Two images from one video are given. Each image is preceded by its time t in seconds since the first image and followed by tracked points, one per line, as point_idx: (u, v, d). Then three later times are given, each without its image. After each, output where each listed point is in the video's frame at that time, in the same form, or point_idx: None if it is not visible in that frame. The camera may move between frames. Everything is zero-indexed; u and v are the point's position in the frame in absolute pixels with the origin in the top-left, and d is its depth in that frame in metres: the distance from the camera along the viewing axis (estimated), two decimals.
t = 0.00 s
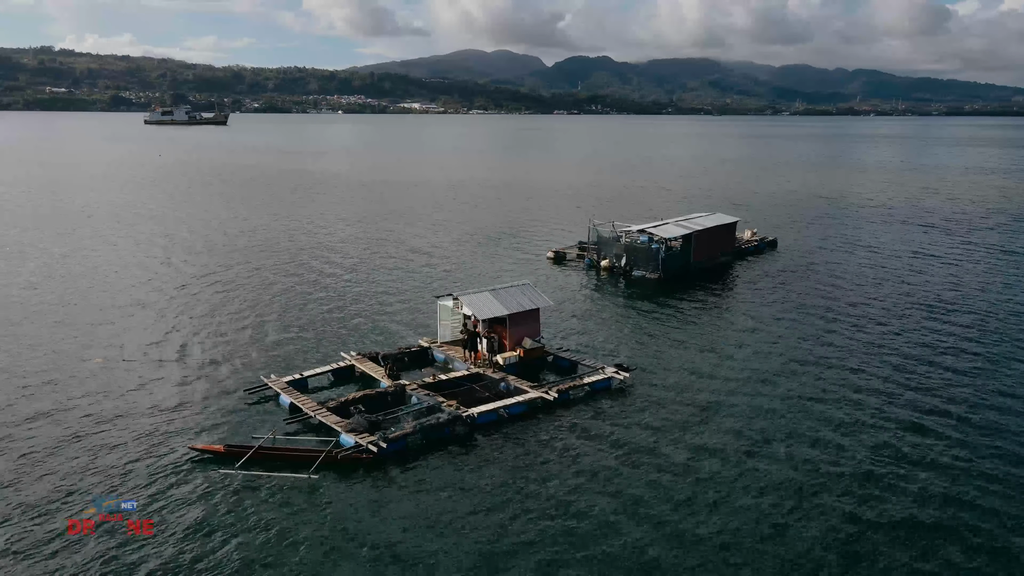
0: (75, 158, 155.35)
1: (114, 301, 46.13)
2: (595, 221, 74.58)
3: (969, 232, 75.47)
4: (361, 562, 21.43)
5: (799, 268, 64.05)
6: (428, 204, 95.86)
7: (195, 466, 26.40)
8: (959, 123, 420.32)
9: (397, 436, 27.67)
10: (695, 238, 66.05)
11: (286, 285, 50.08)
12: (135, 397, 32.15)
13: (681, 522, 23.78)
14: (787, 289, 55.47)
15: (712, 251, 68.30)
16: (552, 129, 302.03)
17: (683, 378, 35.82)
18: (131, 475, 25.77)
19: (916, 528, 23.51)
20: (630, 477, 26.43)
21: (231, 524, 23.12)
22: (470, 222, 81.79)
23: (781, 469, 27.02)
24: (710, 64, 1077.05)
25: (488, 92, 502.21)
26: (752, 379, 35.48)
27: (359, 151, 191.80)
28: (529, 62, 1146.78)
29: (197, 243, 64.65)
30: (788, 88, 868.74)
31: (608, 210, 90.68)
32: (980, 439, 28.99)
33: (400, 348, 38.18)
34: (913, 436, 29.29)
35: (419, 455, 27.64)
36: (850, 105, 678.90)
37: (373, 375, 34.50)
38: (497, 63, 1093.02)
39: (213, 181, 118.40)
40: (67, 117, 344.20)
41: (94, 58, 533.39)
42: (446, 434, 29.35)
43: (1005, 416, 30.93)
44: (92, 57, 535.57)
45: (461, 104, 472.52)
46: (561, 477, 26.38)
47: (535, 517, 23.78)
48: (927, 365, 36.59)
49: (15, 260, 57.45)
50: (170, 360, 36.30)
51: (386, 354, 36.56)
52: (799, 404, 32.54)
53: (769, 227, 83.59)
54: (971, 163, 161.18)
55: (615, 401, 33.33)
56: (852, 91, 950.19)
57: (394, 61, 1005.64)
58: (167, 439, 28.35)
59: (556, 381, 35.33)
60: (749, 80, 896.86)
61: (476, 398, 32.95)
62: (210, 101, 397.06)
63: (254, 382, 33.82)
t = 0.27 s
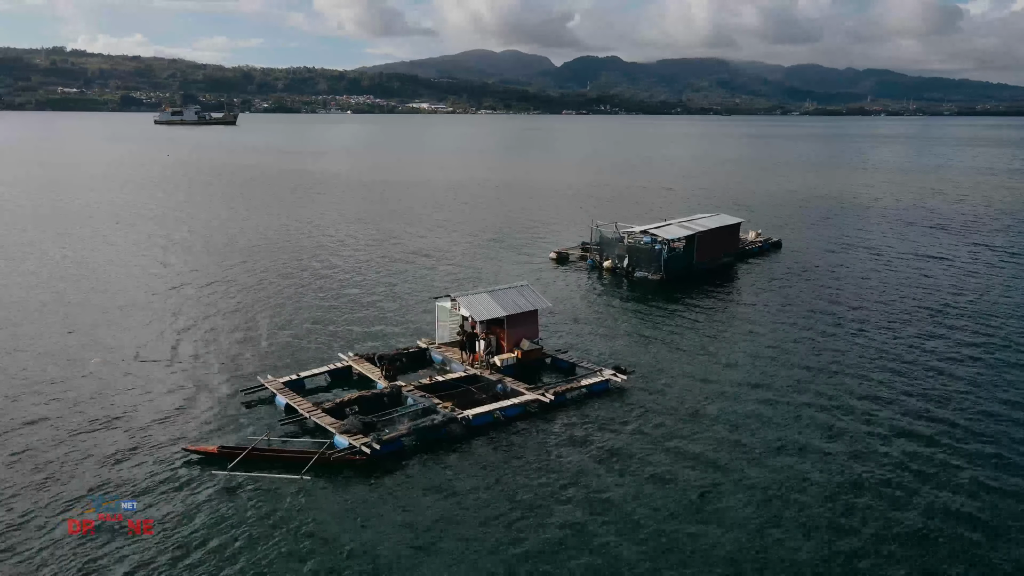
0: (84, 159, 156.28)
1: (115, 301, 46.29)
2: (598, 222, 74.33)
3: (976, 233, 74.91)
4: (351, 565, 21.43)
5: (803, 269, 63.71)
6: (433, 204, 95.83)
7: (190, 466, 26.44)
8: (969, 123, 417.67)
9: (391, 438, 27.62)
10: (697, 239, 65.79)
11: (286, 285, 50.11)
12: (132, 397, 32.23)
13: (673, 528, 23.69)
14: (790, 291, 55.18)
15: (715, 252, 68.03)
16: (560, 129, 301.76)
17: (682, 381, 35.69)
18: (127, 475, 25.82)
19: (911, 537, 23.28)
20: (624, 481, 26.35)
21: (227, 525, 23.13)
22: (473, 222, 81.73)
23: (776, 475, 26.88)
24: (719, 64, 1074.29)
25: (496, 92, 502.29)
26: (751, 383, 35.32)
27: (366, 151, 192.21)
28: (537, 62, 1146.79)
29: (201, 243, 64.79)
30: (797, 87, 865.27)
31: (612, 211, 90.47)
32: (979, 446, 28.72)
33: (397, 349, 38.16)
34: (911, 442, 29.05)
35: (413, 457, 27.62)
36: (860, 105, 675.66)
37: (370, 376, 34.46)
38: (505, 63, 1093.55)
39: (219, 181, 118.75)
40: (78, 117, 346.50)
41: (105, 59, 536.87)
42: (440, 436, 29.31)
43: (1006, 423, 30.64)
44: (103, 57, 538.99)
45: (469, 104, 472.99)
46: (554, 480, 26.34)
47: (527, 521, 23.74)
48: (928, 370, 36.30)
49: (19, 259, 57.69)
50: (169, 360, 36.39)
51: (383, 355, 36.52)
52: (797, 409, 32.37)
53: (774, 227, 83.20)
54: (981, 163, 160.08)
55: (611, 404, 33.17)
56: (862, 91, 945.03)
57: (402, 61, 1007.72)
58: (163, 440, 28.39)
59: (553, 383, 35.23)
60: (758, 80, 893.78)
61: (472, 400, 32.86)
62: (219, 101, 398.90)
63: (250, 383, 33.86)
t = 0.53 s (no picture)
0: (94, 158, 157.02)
1: (117, 300, 46.41)
2: (602, 223, 74.02)
3: (983, 235, 74.30)
4: (340, 569, 21.33)
5: (806, 271, 63.33)
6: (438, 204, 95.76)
7: (185, 467, 26.44)
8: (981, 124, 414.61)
9: (384, 440, 27.56)
10: (701, 240, 65.47)
11: (288, 285, 50.17)
12: (129, 397, 32.28)
13: (664, 533, 23.49)
14: (792, 293, 54.83)
15: (719, 253, 67.68)
16: (567, 129, 301.35)
17: (679, 383, 35.47)
18: (123, 475, 25.86)
19: (906, 546, 22.97)
20: (617, 485, 26.18)
21: (222, 527, 23.12)
22: (477, 223, 81.59)
23: (772, 480, 26.64)
24: (729, 64, 1071.43)
25: (504, 92, 502.29)
26: (749, 386, 35.08)
27: (373, 151, 192.51)
28: (546, 62, 1146.05)
29: (204, 243, 64.89)
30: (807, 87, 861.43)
31: (617, 211, 90.21)
32: (979, 454, 28.35)
33: (395, 350, 38.07)
34: (909, 449, 28.72)
35: (406, 459, 27.54)
36: (871, 105, 672.58)
37: (366, 377, 34.40)
38: (514, 63, 1093.59)
39: (226, 181, 119.06)
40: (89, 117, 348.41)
41: (118, 59, 540.27)
42: (434, 438, 29.23)
43: (1007, 430, 30.23)
44: (115, 57, 541.90)
45: (477, 104, 473.10)
46: (547, 482, 26.19)
47: (518, 524, 23.62)
48: (929, 375, 35.92)
49: (23, 258, 57.89)
50: (167, 360, 36.45)
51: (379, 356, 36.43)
52: (795, 412, 32.10)
53: (779, 229, 82.73)
54: (991, 164, 158.77)
55: (608, 406, 32.99)
56: (872, 91, 939.77)
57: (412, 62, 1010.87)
58: (158, 440, 28.40)
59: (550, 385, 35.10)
60: (768, 80, 890.26)
61: (469, 402, 32.76)
62: (229, 102, 400.70)
63: (247, 383, 33.84)
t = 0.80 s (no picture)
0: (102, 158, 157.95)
1: (117, 300, 46.57)
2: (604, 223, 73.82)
3: (990, 236, 73.70)
4: (326, 571, 21.23)
5: (809, 272, 62.98)
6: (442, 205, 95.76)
7: (179, 467, 26.41)
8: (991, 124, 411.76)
9: (378, 441, 27.49)
10: (704, 241, 65.11)
11: (288, 285, 50.22)
12: (125, 396, 32.34)
13: (654, 538, 23.24)
14: (795, 295, 54.45)
15: (722, 254, 67.27)
16: (575, 129, 300.91)
17: (677, 386, 35.20)
18: (117, 475, 25.86)
19: (899, 557, 22.60)
20: (609, 488, 25.97)
21: (214, 528, 23.06)
22: (480, 224, 81.56)
23: (765, 486, 26.34)
24: (737, 64, 1068.07)
25: (513, 92, 502.15)
26: (747, 390, 34.79)
27: (379, 151, 192.89)
28: (554, 62, 1145.46)
29: (207, 243, 65.10)
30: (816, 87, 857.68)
31: (621, 212, 89.94)
32: (978, 462, 27.90)
33: (392, 350, 38.01)
34: (907, 457, 28.32)
35: (399, 460, 27.44)
36: (881, 104, 669.12)
37: (362, 378, 34.35)
38: (522, 63, 1093.44)
39: (232, 181, 119.49)
40: (99, 117, 350.60)
41: (128, 60, 543.47)
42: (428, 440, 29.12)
43: (1008, 438, 29.74)
44: (125, 58, 545.10)
45: (485, 104, 473.44)
46: (539, 485, 26.01)
47: (507, 527, 23.44)
48: (930, 380, 35.47)
49: (28, 258, 58.21)
50: (165, 360, 36.51)
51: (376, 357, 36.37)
52: (791, 417, 31.79)
53: (784, 230, 82.18)
54: (1001, 165, 157.61)
55: (604, 409, 32.76)
56: (882, 91, 934.32)
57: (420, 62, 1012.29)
58: (152, 440, 28.39)
59: (547, 386, 34.91)
60: (777, 80, 886.74)
61: (464, 403, 32.66)
62: (237, 102, 402.35)
63: (243, 384, 33.82)
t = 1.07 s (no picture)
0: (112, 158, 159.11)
1: (117, 299, 46.75)
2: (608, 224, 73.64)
3: (997, 238, 73.04)
4: (312, 571, 21.23)
5: (813, 273, 62.59)
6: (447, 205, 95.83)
7: (173, 467, 26.43)
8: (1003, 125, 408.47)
9: (369, 442, 27.43)
10: (706, 241, 64.81)
11: (289, 285, 50.30)
12: (120, 396, 32.42)
13: (642, 539, 23.09)
14: (797, 296, 54.12)
15: (725, 255, 66.96)
16: (583, 129, 300.68)
17: (672, 387, 35.01)
18: (110, 474, 25.93)
19: (889, 559, 22.32)
20: (598, 488, 25.85)
21: (208, 527, 23.07)
22: (484, 224, 81.53)
23: (755, 487, 26.11)
24: (746, 63, 1064.22)
25: (521, 92, 502.08)
26: (743, 391, 34.50)
27: (387, 151, 193.34)
28: (562, 62, 1144.75)
29: (211, 243, 65.36)
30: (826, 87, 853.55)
31: (625, 212, 89.73)
32: (973, 464, 27.49)
33: (389, 351, 37.99)
34: (903, 457, 28.00)
35: (390, 461, 27.38)
36: (892, 104, 665.12)
37: (358, 379, 34.32)
38: (530, 63, 1093.25)
39: (239, 181, 120.04)
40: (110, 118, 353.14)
41: (139, 61, 547.17)
42: (421, 441, 29.07)
43: (1005, 438, 29.34)
44: (137, 58, 548.83)
45: (494, 104, 473.70)
46: (528, 485, 25.94)
47: (497, 527, 23.41)
48: (929, 381, 35.11)
49: (34, 257, 58.63)
50: (161, 360, 36.61)
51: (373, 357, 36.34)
52: (787, 418, 31.53)
53: (789, 230, 81.72)
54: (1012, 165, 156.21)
55: (599, 411, 32.59)
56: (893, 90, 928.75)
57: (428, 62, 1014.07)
58: (145, 439, 28.45)
59: (543, 387, 34.80)
60: (787, 80, 883.03)
61: (460, 404, 32.58)
62: (247, 102, 404.39)
63: (238, 384, 33.86)
